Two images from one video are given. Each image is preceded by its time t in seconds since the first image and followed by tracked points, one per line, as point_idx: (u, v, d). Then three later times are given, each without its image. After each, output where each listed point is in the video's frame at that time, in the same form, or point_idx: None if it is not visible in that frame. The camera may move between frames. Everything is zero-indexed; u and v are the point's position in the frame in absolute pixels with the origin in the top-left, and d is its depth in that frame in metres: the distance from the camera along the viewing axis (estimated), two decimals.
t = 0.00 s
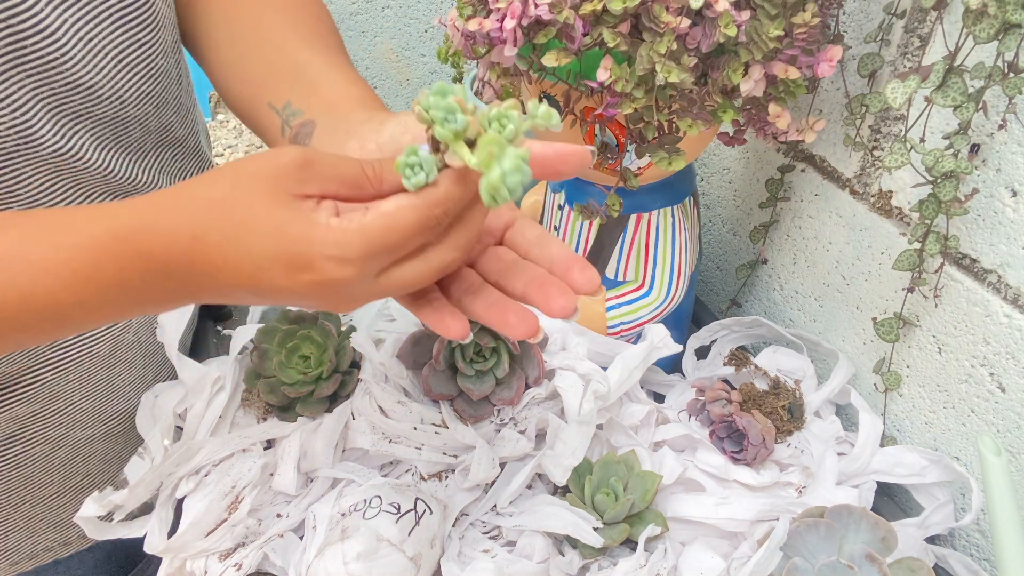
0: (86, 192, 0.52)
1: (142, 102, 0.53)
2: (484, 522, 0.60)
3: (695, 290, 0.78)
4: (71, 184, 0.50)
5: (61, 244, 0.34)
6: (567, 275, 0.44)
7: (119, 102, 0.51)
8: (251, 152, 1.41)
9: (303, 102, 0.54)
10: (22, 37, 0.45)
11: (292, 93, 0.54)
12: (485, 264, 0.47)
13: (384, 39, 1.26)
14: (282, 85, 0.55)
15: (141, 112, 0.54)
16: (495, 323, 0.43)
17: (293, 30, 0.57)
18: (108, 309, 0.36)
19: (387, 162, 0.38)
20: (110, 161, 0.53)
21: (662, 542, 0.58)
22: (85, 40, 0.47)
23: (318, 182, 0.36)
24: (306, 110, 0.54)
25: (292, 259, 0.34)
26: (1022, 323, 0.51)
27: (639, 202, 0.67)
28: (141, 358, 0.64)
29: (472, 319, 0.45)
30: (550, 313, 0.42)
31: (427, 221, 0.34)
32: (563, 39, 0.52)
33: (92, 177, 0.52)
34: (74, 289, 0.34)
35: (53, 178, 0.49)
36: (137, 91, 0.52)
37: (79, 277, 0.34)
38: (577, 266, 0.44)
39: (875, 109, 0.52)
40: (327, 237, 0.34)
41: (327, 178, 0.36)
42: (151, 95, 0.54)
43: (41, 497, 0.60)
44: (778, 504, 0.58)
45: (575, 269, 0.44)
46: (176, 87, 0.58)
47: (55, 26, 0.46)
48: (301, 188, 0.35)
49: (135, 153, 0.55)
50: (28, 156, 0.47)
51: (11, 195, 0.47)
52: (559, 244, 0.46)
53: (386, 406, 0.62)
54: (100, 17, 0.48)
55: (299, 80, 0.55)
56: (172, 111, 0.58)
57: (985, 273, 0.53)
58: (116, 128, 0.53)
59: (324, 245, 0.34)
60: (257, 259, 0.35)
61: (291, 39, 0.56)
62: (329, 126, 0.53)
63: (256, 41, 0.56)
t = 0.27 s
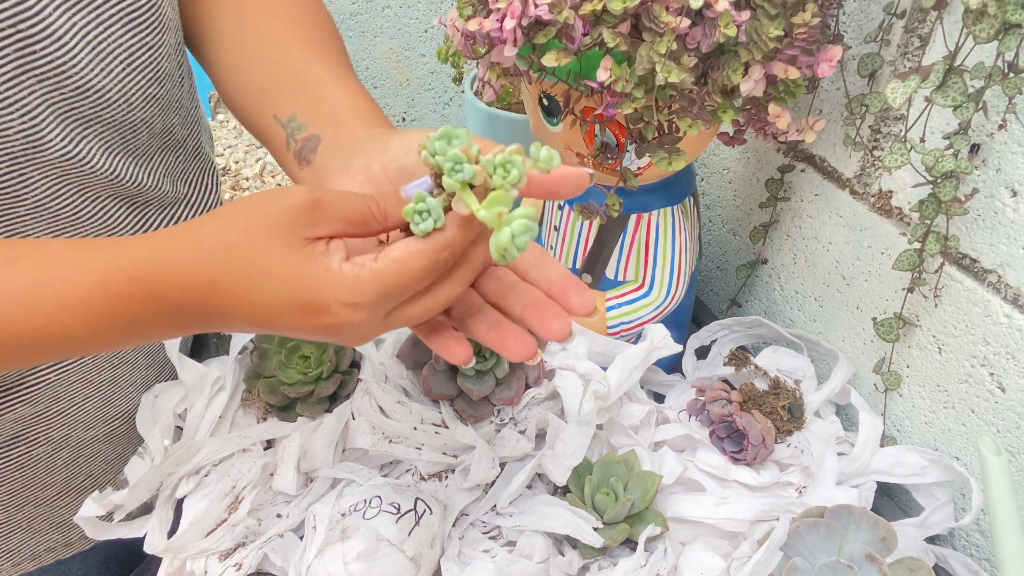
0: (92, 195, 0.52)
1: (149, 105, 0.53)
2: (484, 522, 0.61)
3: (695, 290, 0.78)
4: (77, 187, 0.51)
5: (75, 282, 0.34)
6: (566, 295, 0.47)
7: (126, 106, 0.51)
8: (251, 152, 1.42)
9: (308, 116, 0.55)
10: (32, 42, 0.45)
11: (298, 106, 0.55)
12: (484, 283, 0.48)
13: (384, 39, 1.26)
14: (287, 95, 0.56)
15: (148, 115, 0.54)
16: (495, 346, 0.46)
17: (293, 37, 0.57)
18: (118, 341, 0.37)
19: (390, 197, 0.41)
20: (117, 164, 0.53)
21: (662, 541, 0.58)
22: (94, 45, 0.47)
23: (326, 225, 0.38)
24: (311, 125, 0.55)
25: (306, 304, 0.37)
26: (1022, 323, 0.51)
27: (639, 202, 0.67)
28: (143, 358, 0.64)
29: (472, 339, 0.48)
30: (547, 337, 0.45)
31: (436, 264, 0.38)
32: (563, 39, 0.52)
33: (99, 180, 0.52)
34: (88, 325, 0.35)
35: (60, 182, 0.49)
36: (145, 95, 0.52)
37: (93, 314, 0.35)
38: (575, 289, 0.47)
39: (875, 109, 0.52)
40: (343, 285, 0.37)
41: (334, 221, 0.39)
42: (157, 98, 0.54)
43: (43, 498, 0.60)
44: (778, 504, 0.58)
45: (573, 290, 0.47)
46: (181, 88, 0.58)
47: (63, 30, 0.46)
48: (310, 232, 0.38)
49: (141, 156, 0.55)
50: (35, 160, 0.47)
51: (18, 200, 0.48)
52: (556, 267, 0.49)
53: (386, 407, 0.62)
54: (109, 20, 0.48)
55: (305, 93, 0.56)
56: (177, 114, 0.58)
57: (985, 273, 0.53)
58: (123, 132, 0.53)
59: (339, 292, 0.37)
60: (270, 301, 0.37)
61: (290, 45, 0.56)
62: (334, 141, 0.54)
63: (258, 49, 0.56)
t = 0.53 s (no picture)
0: (94, 198, 0.52)
1: (149, 108, 0.53)
2: (484, 522, 0.61)
3: (695, 290, 0.78)
4: (77, 190, 0.51)
5: (72, 293, 0.35)
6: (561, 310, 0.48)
7: (127, 108, 0.52)
8: (251, 152, 1.42)
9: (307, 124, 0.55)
10: (32, 46, 0.45)
11: (298, 113, 0.55)
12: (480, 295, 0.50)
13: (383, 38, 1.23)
14: (288, 102, 0.56)
15: (149, 118, 0.54)
16: (487, 358, 0.48)
17: (292, 43, 0.57)
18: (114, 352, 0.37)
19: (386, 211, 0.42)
20: (118, 167, 0.53)
21: (662, 541, 0.58)
22: (94, 48, 0.47)
23: (321, 237, 0.39)
24: (308, 133, 0.55)
25: (301, 317, 0.38)
26: (1022, 323, 0.51)
27: (639, 202, 0.67)
28: (143, 358, 0.64)
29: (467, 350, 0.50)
30: (538, 349, 0.47)
31: (429, 279, 0.38)
32: (563, 39, 0.52)
33: (100, 183, 0.52)
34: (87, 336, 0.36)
35: (60, 185, 0.49)
36: (146, 97, 0.53)
37: (93, 324, 0.35)
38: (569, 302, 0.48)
39: (875, 109, 0.52)
40: (337, 298, 0.37)
41: (329, 233, 0.39)
42: (158, 101, 0.54)
43: (44, 499, 0.60)
44: (778, 505, 0.58)
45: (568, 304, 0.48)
46: (183, 91, 0.58)
47: (64, 33, 0.46)
48: (306, 244, 0.39)
49: (141, 159, 0.55)
50: (36, 163, 0.47)
51: (19, 203, 0.48)
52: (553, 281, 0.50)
53: (386, 407, 0.62)
54: (109, 23, 0.48)
55: (306, 100, 0.56)
56: (179, 115, 0.58)
57: (985, 273, 0.53)
58: (124, 134, 0.53)
59: (333, 306, 0.38)
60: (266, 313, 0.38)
61: (289, 53, 0.56)
62: (330, 148, 0.54)
63: (259, 53, 0.56)
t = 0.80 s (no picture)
0: (93, 197, 0.52)
1: (146, 107, 0.53)
2: (484, 522, 0.61)
3: (694, 290, 0.78)
4: (76, 190, 0.51)
5: (73, 260, 0.36)
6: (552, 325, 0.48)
7: (123, 107, 0.52)
8: (251, 152, 1.42)
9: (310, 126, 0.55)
10: (30, 45, 0.45)
11: (302, 116, 0.56)
12: (477, 314, 0.51)
13: (383, 39, 1.24)
14: (291, 104, 0.56)
15: (147, 116, 0.54)
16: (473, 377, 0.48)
17: (295, 45, 0.57)
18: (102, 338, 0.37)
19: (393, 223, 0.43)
20: (116, 166, 0.53)
21: (662, 541, 0.58)
22: (91, 47, 0.48)
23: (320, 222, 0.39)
24: (314, 135, 0.55)
25: (282, 282, 0.37)
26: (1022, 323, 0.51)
27: (639, 202, 0.67)
28: (143, 358, 0.64)
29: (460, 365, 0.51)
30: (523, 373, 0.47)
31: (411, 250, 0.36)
32: (563, 39, 0.52)
33: (98, 182, 0.52)
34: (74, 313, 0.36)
35: (59, 185, 0.49)
36: (143, 96, 0.53)
37: (77, 298, 0.36)
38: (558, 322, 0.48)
39: (875, 109, 0.52)
40: (315, 259, 0.36)
41: (330, 220, 0.40)
42: (155, 99, 0.54)
43: (44, 499, 0.60)
44: (778, 505, 0.58)
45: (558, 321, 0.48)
46: (180, 89, 0.58)
47: (61, 33, 0.46)
48: (303, 225, 0.39)
49: (139, 158, 0.55)
50: (34, 163, 0.47)
51: (19, 203, 0.48)
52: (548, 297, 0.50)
53: (386, 407, 0.62)
54: (106, 22, 0.48)
55: (310, 102, 0.55)
56: (176, 114, 0.58)
57: (985, 273, 0.53)
58: (122, 134, 0.53)
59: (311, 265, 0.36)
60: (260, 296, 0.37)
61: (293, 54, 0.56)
62: (336, 152, 0.54)
63: (261, 54, 0.56)
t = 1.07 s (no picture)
0: (91, 197, 0.52)
1: (145, 107, 0.53)
2: (484, 522, 0.61)
3: (695, 290, 0.78)
4: (75, 190, 0.51)
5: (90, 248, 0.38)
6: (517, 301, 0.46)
7: (122, 107, 0.52)
8: (251, 152, 1.42)
9: (309, 135, 0.55)
10: (27, 46, 0.45)
11: (301, 125, 0.56)
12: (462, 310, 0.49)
13: (383, 38, 1.23)
14: (290, 112, 0.56)
15: (145, 116, 0.54)
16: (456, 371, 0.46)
17: (297, 54, 0.57)
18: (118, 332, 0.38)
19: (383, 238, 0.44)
20: (114, 165, 0.53)
21: (662, 541, 0.58)
22: (88, 47, 0.48)
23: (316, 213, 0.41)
24: (313, 145, 0.55)
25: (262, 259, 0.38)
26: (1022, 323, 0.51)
27: (639, 202, 0.67)
28: (143, 358, 0.64)
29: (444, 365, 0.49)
30: (503, 359, 0.45)
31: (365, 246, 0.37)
32: (563, 39, 0.52)
33: (96, 182, 0.52)
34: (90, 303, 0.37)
35: (57, 184, 0.49)
36: (141, 96, 0.53)
37: (93, 288, 0.37)
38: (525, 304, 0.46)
39: (875, 109, 0.52)
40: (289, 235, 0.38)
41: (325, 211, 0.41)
42: (155, 99, 0.54)
43: (44, 498, 0.60)
44: (778, 505, 0.58)
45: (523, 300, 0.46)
46: (180, 90, 0.58)
47: (58, 33, 0.46)
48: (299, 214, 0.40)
49: (138, 157, 0.55)
50: (31, 163, 0.47)
51: (17, 203, 0.48)
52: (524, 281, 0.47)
53: (386, 406, 0.62)
54: (103, 22, 0.48)
55: (310, 111, 0.55)
56: (176, 114, 0.58)
57: (985, 273, 0.53)
58: (120, 134, 0.53)
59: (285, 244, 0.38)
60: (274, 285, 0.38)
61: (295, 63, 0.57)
62: (333, 162, 0.54)
63: (262, 58, 0.57)
